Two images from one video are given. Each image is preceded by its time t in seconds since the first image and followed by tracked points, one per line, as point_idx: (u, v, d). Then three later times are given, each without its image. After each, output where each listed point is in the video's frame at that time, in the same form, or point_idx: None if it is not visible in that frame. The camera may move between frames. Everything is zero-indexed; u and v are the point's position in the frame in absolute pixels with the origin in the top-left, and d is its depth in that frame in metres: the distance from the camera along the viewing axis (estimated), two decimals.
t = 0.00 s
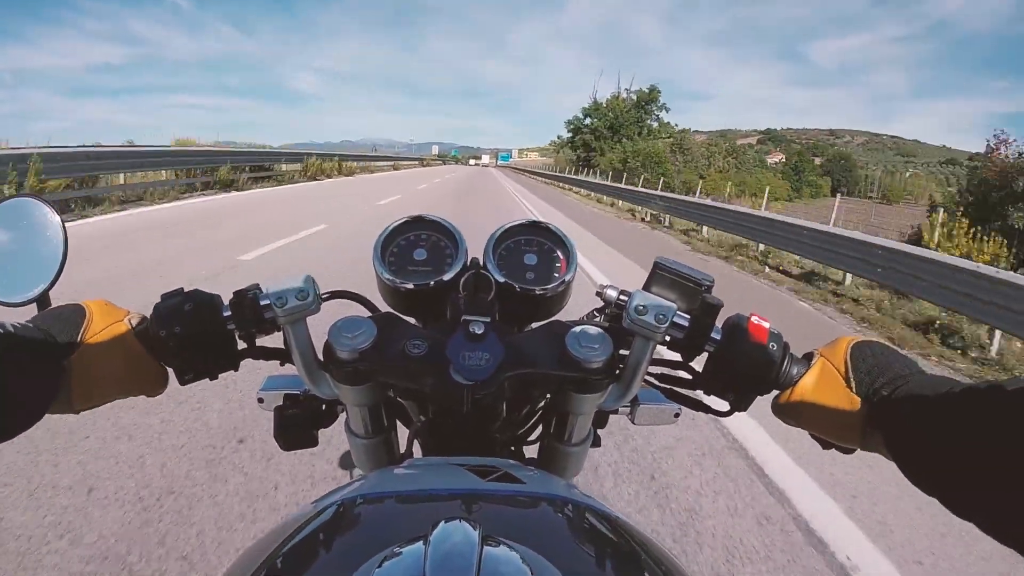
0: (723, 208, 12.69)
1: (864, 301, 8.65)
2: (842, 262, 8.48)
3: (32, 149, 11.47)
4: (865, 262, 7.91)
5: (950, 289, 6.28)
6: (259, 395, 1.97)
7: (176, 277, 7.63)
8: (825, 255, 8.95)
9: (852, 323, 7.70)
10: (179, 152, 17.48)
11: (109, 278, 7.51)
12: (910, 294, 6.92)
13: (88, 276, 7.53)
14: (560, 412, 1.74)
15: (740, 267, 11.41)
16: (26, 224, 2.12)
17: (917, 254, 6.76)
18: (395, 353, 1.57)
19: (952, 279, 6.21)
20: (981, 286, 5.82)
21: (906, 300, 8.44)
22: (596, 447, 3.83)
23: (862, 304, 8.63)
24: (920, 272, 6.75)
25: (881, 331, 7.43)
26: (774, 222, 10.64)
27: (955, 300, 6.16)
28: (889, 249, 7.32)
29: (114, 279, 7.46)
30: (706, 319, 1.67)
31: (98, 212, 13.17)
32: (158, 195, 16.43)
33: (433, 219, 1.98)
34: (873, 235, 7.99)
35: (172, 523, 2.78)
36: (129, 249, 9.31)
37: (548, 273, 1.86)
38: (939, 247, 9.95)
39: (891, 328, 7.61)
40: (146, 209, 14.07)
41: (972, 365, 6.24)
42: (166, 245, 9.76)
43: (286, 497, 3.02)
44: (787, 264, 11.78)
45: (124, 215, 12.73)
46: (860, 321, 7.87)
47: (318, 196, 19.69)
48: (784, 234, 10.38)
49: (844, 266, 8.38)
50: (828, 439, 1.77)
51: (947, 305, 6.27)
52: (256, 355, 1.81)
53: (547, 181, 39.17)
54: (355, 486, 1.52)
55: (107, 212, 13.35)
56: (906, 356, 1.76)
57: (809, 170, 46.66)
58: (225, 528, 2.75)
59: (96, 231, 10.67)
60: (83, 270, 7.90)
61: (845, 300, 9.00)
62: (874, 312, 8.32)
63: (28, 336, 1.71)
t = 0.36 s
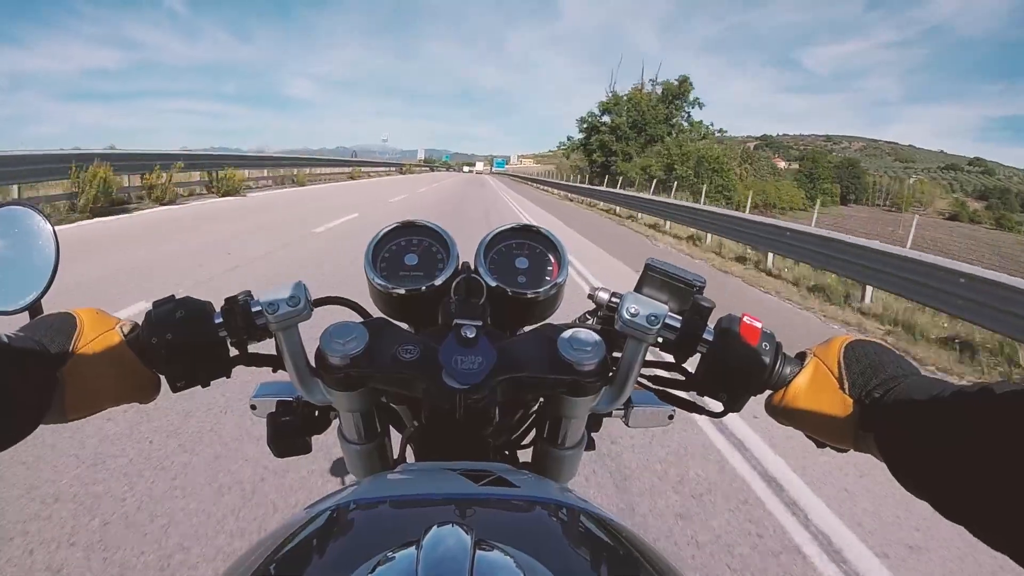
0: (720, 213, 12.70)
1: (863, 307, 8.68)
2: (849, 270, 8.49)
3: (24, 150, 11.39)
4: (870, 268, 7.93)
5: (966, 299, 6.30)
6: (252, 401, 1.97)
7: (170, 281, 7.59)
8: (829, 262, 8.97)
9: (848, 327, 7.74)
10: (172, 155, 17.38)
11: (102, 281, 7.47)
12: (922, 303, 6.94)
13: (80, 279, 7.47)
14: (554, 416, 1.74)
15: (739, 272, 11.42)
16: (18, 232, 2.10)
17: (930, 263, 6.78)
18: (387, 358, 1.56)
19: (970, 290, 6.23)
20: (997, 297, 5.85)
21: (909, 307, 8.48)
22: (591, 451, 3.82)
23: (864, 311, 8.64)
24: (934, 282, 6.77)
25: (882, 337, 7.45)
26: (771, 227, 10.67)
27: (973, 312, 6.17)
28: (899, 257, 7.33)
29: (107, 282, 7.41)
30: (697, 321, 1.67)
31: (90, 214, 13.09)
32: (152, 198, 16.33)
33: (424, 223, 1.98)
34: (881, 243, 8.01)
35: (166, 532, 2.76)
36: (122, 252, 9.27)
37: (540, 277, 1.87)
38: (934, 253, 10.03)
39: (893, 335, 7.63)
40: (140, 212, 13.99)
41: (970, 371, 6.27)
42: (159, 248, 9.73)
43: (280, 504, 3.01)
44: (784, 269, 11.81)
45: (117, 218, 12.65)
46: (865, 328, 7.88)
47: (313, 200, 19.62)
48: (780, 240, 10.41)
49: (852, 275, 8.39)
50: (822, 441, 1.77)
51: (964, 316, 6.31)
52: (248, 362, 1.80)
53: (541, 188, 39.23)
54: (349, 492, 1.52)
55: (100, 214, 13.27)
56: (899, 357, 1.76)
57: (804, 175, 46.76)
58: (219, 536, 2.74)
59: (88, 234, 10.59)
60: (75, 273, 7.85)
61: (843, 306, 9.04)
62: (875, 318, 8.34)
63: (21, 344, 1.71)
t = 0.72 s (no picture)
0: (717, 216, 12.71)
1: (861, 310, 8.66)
2: (847, 271, 8.48)
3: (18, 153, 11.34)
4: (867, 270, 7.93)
5: (966, 300, 6.29)
6: (244, 406, 1.96)
7: (164, 288, 7.55)
8: (827, 264, 8.96)
9: (844, 329, 7.76)
10: (167, 159, 17.32)
11: (97, 287, 7.45)
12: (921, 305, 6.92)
13: (73, 286, 7.45)
14: (547, 418, 1.73)
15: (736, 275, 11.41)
16: (8, 238, 2.09)
17: (930, 265, 6.76)
18: (379, 362, 1.56)
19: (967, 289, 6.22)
20: (996, 297, 5.86)
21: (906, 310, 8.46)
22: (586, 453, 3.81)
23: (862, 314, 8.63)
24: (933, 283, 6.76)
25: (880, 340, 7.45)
26: (768, 230, 10.69)
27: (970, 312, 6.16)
28: (898, 259, 7.32)
29: (101, 289, 7.37)
30: (689, 324, 1.67)
31: (84, 219, 13.05)
32: (146, 203, 16.26)
33: (416, 227, 1.98)
34: (879, 244, 8.00)
35: (158, 537, 2.74)
36: (116, 258, 9.23)
37: (532, 279, 1.86)
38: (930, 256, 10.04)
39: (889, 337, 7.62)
40: (134, 218, 13.94)
41: (966, 372, 6.26)
42: (153, 254, 9.69)
43: (274, 510, 2.99)
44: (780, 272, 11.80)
45: (112, 224, 12.60)
46: (865, 331, 7.86)
47: (308, 206, 19.57)
48: (777, 242, 10.43)
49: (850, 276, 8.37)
50: (815, 443, 1.77)
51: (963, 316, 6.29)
52: (239, 367, 1.79)
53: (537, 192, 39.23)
54: (341, 496, 1.51)
55: (94, 219, 13.22)
56: (891, 358, 1.76)
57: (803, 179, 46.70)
58: (212, 541, 2.72)
59: (82, 240, 10.55)
60: (70, 279, 7.83)
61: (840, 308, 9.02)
62: (872, 320, 8.33)
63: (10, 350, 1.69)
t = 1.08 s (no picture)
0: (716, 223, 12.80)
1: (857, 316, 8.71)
2: (846, 277, 8.53)
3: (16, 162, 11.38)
4: (866, 276, 8.00)
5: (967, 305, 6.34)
6: (242, 422, 1.99)
7: (161, 299, 7.57)
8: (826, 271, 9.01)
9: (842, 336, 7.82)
10: (165, 167, 17.34)
11: (95, 298, 7.47)
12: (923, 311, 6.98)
13: (69, 298, 7.47)
14: (538, 435, 1.77)
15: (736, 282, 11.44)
16: (8, 257, 2.13)
17: (931, 272, 6.81)
18: (373, 383, 1.60)
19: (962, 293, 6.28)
20: (996, 303, 5.93)
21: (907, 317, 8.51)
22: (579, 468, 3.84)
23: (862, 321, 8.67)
24: (931, 288, 6.82)
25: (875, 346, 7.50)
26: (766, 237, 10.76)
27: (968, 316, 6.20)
28: (898, 265, 7.37)
29: (97, 300, 7.39)
30: (676, 344, 1.72)
31: (81, 229, 13.06)
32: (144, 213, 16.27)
33: (411, 248, 2.02)
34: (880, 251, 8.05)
35: (155, 554, 2.78)
36: (114, 269, 9.25)
37: (523, 299, 1.91)
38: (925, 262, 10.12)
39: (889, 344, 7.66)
40: (131, 227, 13.95)
41: (959, 380, 6.31)
42: (151, 263, 9.71)
43: (268, 526, 3.02)
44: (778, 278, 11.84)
45: (109, 234, 12.61)
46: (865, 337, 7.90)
47: (305, 214, 19.60)
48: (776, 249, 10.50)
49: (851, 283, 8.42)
50: (802, 458, 1.81)
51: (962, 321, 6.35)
52: (237, 386, 1.83)
53: (535, 199, 39.28)
54: (337, 515, 1.55)
55: (91, 228, 13.23)
56: (874, 375, 1.80)
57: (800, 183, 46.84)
58: (208, 558, 2.76)
59: (78, 250, 10.56)
60: (68, 291, 7.84)
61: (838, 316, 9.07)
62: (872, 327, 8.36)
63: (13, 371, 1.73)
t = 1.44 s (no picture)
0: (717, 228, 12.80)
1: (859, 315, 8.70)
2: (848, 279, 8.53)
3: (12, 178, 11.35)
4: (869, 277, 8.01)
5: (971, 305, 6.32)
6: (233, 434, 1.94)
7: (155, 313, 7.51)
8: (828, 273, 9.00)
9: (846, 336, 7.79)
10: (161, 181, 17.32)
11: (91, 312, 7.43)
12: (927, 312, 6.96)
13: (63, 313, 7.41)
14: (536, 447, 1.71)
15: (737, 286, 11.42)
16: None
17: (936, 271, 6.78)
18: (365, 393, 1.55)
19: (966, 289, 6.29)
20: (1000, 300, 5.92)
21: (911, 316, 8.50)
22: (576, 481, 3.78)
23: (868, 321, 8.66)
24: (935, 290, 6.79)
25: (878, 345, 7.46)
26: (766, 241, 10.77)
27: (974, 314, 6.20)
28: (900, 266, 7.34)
29: (91, 315, 7.34)
30: (678, 352, 1.66)
31: (76, 245, 13.01)
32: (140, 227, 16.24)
33: (405, 254, 1.97)
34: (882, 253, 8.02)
35: (144, 568, 2.71)
36: (111, 283, 9.19)
37: (521, 306, 1.86)
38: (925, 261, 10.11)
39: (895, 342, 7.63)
40: (127, 241, 13.91)
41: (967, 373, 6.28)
42: (148, 278, 9.66)
43: (261, 539, 2.96)
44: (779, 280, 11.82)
45: (105, 249, 12.57)
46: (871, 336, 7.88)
47: (302, 226, 19.58)
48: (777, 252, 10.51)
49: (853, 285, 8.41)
50: (807, 471, 1.76)
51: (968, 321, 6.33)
52: (226, 397, 1.78)
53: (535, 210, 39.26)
54: (328, 530, 1.49)
55: (87, 244, 13.18)
56: (881, 384, 1.75)
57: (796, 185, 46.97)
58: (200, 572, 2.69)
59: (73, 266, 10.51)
60: (64, 305, 7.79)
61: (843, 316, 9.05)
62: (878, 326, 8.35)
63: None
